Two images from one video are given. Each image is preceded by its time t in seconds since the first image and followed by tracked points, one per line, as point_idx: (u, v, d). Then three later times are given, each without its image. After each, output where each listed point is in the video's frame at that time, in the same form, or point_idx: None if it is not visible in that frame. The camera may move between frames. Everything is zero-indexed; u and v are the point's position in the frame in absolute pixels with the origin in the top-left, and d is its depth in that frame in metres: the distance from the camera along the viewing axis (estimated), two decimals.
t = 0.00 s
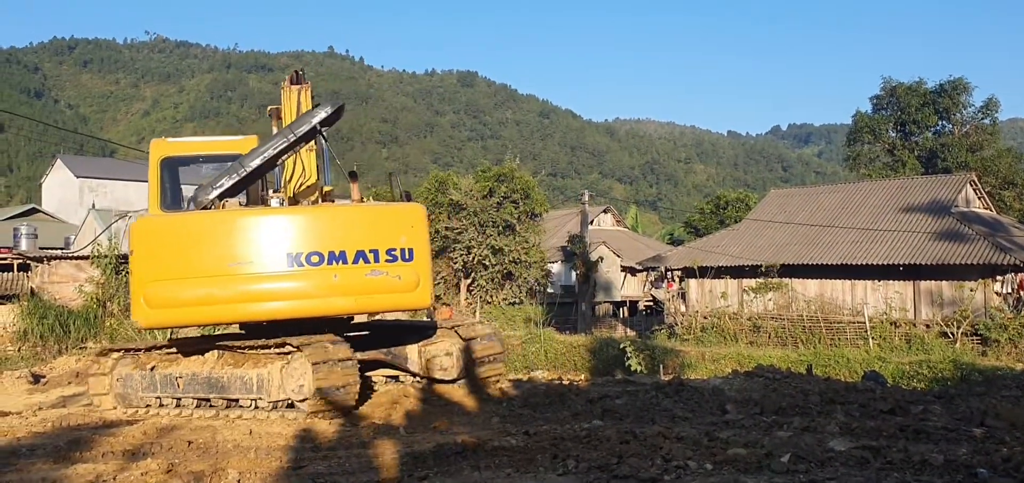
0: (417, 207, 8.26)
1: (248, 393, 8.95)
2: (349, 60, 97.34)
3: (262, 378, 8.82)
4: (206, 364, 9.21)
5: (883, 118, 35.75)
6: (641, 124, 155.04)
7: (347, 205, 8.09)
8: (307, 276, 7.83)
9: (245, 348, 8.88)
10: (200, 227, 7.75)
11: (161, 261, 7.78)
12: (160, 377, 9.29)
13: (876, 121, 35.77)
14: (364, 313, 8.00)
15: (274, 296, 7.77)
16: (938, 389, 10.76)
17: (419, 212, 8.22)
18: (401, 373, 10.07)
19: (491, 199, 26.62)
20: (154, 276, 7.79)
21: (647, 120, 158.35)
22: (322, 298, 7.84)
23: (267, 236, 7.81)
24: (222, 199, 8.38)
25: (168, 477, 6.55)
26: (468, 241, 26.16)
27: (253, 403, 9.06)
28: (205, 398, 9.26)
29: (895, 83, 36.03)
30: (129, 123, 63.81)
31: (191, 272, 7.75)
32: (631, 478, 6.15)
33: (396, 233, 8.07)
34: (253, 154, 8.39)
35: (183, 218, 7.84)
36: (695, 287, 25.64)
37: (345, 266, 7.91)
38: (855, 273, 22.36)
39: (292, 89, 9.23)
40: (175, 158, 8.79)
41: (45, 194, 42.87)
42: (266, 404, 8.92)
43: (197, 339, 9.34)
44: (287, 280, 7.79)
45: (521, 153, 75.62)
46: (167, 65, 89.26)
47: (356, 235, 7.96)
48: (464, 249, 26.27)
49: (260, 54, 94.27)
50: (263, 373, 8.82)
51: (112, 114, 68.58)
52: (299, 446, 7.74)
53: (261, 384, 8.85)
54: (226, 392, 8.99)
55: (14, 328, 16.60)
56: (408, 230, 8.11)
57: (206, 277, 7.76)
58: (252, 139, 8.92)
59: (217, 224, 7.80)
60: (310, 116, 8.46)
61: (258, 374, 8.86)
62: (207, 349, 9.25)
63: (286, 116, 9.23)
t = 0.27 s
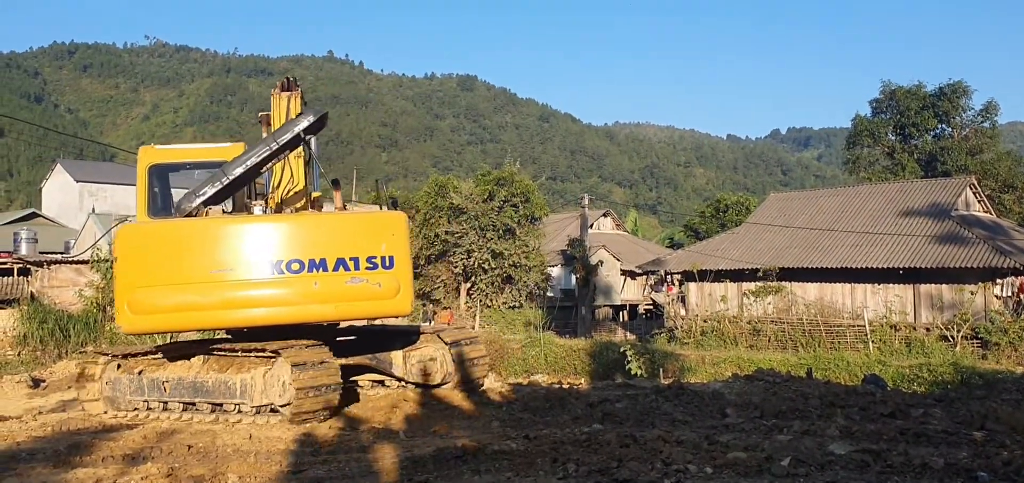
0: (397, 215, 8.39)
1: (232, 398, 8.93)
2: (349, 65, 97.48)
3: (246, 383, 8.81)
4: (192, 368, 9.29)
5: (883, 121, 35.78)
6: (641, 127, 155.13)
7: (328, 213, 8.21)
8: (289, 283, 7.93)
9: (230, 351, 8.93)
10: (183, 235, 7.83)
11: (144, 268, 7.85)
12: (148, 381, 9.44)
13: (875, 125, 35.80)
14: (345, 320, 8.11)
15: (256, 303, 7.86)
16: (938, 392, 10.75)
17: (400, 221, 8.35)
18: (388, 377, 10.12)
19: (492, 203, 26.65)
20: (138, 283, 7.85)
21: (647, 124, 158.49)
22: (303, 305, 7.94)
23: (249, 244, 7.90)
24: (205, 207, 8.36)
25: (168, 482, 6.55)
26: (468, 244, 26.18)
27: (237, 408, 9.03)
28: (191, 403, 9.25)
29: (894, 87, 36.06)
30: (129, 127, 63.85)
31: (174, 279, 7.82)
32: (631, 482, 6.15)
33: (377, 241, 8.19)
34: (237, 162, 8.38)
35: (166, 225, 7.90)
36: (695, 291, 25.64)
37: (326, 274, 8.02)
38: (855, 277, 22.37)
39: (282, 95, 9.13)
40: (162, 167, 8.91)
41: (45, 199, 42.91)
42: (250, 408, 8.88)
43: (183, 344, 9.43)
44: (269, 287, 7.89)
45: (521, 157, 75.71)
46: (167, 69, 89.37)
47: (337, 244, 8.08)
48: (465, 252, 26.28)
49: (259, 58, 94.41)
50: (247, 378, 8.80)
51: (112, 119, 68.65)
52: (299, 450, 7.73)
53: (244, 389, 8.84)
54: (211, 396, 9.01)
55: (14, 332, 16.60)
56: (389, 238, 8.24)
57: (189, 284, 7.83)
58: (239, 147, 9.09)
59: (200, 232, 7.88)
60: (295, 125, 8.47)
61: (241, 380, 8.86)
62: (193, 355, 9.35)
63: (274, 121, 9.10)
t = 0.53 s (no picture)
0: (377, 222, 8.32)
1: (215, 403, 9.00)
2: (349, 70, 97.54)
3: (228, 388, 8.87)
4: (178, 374, 9.31)
5: (882, 126, 35.80)
6: (640, 133, 155.24)
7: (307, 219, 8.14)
8: (267, 289, 7.85)
9: (213, 357, 8.99)
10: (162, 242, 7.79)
11: (124, 276, 7.81)
12: (133, 387, 9.41)
13: (875, 130, 35.82)
14: (323, 326, 8.02)
15: (233, 309, 7.78)
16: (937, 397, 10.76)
17: (379, 226, 8.27)
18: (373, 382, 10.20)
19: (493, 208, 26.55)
20: (116, 291, 7.80)
21: (646, 129, 158.59)
22: (282, 311, 7.86)
23: (226, 249, 7.83)
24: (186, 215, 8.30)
25: None
26: (468, 250, 26.28)
27: (220, 413, 9.10)
28: (176, 409, 9.31)
29: (894, 91, 36.06)
30: (128, 133, 63.82)
31: (152, 287, 7.76)
32: None
33: (354, 247, 8.11)
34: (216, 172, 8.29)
35: (143, 233, 7.86)
36: (695, 294, 25.24)
37: (304, 280, 7.93)
38: (855, 282, 22.37)
39: (270, 104, 9.12)
40: (147, 176, 8.99)
41: (45, 205, 42.92)
42: (233, 413, 8.96)
43: (169, 351, 9.53)
44: (246, 293, 7.81)
45: (520, 162, 75.74)
46: (166, 75, 89.44)
47: (315, 250, 8.00)
48: (464, 258, 26.40)
49: (259, 64, 94.46)
50: (229, 384, 8.86)
51: (112, 125, 68.69)
52: (299, 456, 7.74)
53: (225, 395, 8.91)
54: (195, 402, 9.07)
55: (14, 339, 16.57)
56: (368, 244, 8.16)
57: (167, 291, 7.76)
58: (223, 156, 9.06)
59: (176, 240, 7.82)
60: (274, 134, 8.34)
61: (223, 386, 8.92)
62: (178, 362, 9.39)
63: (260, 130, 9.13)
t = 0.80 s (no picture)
0: (360, 232, 8.47)
1: (200, 411, 9.03)
2: (350, 78, 97.68)
3: (211, 396, 8.91)
4: (163, 383, 9.33)
5: (883, 134, 35.83)
6: (641, 141, 155.33)
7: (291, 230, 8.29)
8: (251, 300, 8.01)
9: (195, 366, 9.01)
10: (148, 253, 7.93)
11: (109, 287, 7.93)
12: (121, 396, 9.42)
13: (875, 137, 35.85)
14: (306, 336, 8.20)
15: (217, 319, 7.95)
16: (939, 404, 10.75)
17: (362, 237, 8.43)
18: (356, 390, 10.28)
19: (493, 216, 26.66)
20: (103, 301, 7.94)
21: (647, 137, 158.64)
22: (265, 321, 8.03)
23: (211, 261, 7.99)
24: (172, 225, 8.49)
25: None
26: (468, 257, 26.24)
27: (206, 421, 9.13)
28: (161, 417, 9.36)
29: (895, 99, 36.11)
30: (130, 140, 63.86)
31: (138, 297, 7.90)
32: None
33: (337, 258, 8.25)
34: (200, 183, 8.48)
35: (129, 244, 8.00)
36: (696, 302, 25.52)
37: (288, 290, 8.10)
38: (856, 289, 22.35)
39: (256, 115, 9.21)
40: (134, 186, 9.12)
41: (47, 214, 42.94)
42: (216, 421, 9.00)
43: (154, 359, 9.54)
44: (231, 303, 7.97)
45: (521, 170, 75.79)
46: (168, 83, 89.60)
47: (298, 260, 8.15)
48: (465, 265, 26.36)
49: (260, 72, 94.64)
50: (211, 392, 8.90)
51: (113, 133, 68.75)
52: (301, 464, 7.72)
53: (209, 403, 8.94)
54: (180, 409, 9.10)
55: (14, 346, 16.58)
56: (351, 255, 8.31)
57: (152, 302, 7.91)
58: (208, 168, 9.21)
59: (163, 250, 7.98)
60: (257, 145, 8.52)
61: (207, 394, 8.95)
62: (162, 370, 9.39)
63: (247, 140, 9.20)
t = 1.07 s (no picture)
0: (342, 244, 8.46)
1: (184, 421, 9.03)
2: (350, 88, 97.86)
3: (195, 407, 8.91)
4: (149, 393, 9.32)
5: (883, 142, 35.87)
6: (641, 149, 155.43)
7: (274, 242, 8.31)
8: (233, 312, 8.06)
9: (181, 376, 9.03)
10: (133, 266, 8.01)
11: (95, 300, 8.02)
12: (109, 405, 9.49)
13: (875, 145, 35.88)
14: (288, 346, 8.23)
15: (200, 331, 8.01)
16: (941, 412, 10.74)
17: (344, 248, 8.42)
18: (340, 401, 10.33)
19: (494, 225, 26.68)
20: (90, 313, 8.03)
21: (647, 146, 158.74)
22: (248, 332, 8.07)
23: (194, 274, 8.04)
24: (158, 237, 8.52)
25: None
26: (469, 266, 26.27)
27: (190, 431, 9.11)
28: (148, 426, 9.35)
29: (895, 107, 36.14)
30: (130, 150, 63.93)
31: (124, 309, 7.99)
32: None
33: (318, 269, 8.27)
34: (185, 196, 8.51)
35: (115, 256, 8.08)
36: (697, 311, 25.48)
37: (269, 302, 8.13)
38: (857, 297, 22.34)
39: (244, 129, 9.15)
40: (122, 199, 9.13)
41: (47, 224, 42.96)
42: (200, 431, 8.99)
43: (143, 370, 9.54)
44: (212, 315, 8.02)
45: (521, 179, 75.84)
46: (168, 93, 89.79)
47: (280, 272, 8.17)
48: (465, 275, 26.42)
49: (261, 82, 94.84)
50: (196, 403, 8.90)
51: (114, 143, 68.86)
52: (301, 473, 7.72)
53: (193, 412, 8.95)
54: (164, 419, 9.10)
55: (14, 357, 16.56)
56: (332, 267, 8.31)
57: (137, 314, 7.99)
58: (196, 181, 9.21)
59: (147, 263, 8.05)
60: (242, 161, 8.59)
61: (191, 404, 8.96)
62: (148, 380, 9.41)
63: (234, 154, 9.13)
